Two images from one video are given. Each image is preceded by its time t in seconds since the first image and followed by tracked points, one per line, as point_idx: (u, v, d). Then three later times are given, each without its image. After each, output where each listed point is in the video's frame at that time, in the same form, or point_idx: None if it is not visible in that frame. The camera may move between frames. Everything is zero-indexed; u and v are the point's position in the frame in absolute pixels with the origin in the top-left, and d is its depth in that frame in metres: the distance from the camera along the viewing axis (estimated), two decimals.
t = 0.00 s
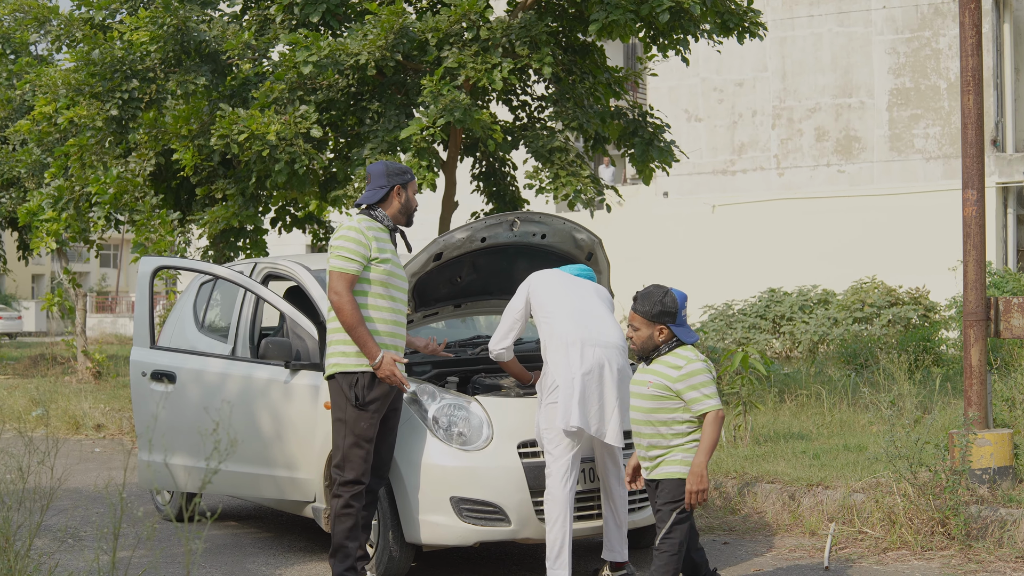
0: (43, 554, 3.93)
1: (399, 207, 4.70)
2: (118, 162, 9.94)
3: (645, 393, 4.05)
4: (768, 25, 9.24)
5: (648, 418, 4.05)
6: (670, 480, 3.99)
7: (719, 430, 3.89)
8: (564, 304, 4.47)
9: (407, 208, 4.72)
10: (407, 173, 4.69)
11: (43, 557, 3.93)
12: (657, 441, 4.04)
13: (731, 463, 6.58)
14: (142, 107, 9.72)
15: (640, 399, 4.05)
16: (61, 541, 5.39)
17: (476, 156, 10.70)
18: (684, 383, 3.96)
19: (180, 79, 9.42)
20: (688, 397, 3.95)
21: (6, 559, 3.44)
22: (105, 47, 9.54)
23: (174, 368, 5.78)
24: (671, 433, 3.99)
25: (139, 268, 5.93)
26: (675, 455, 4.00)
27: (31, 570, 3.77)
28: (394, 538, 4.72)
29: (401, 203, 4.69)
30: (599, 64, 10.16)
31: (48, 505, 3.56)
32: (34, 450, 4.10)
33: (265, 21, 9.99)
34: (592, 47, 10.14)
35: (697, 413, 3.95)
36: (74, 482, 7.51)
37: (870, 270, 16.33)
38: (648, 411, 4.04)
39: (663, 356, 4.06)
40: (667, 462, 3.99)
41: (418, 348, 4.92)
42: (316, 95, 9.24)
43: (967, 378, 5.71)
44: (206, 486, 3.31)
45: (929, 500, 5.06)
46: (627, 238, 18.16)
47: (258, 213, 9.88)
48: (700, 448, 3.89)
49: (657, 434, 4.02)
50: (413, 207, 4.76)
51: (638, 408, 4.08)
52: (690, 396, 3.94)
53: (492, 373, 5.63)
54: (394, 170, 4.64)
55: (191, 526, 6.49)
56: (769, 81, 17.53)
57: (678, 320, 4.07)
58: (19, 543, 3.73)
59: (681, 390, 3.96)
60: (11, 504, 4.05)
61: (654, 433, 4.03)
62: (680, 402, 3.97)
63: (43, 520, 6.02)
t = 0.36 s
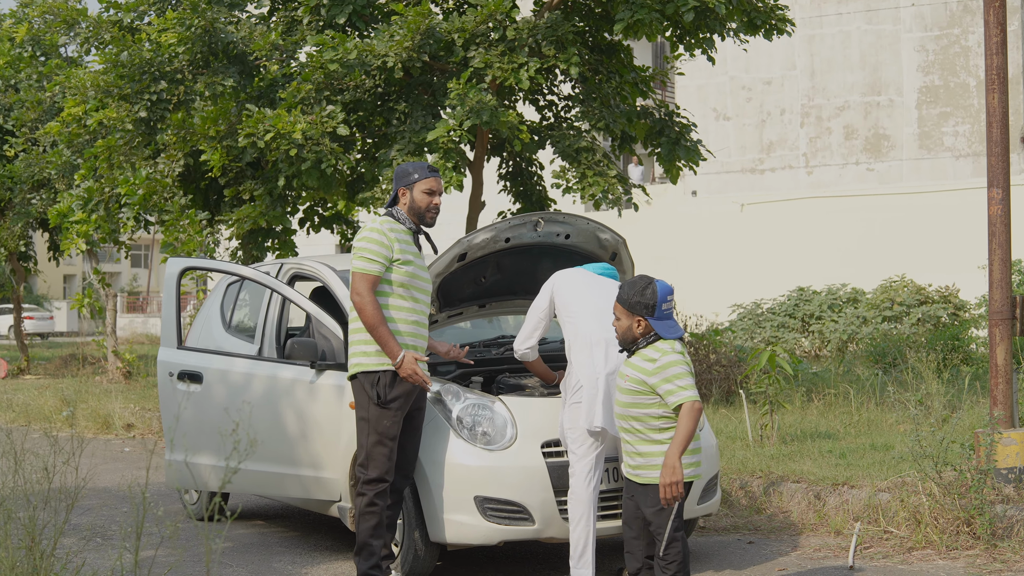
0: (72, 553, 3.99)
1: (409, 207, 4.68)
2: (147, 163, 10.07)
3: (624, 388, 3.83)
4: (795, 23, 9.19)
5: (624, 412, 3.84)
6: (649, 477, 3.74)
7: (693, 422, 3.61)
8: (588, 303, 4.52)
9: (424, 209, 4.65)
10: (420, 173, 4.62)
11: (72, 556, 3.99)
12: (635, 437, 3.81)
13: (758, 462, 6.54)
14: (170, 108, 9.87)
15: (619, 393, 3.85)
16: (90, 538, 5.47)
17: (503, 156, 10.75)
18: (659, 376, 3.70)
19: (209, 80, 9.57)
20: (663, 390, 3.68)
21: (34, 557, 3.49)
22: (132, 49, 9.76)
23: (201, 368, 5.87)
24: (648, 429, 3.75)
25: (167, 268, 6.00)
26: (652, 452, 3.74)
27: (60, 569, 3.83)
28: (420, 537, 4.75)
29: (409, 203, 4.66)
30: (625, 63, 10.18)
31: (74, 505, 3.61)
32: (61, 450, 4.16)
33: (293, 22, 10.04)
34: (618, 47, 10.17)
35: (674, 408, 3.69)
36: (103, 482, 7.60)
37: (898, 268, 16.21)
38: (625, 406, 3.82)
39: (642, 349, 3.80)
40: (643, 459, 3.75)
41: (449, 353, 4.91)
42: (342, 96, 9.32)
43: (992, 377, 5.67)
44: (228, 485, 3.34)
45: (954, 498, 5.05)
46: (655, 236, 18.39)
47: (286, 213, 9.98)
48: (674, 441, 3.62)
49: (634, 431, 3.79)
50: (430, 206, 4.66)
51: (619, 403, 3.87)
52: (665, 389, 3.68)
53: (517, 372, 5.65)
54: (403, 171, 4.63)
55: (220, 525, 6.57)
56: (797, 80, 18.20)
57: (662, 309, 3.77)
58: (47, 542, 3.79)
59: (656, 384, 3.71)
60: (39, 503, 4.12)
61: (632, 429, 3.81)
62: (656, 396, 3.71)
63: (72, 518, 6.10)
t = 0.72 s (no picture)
0: (98, 549, 4.07)
1: (429, 209, 4.62)
2: (177, 164, 10.18)
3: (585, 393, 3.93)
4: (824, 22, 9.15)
5: (581, 416, 3.93)
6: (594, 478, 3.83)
7: (630, 427, 3.65)
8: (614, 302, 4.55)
9: (438, 212, 4.59)
10: (435, 177, 4.54)
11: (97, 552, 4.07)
12: (587, 441, 3.89)
13: (784, 462, 6.52)
14: (200, 110, 9.98)
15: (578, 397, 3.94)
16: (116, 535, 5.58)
17: (531, 156, 10.78)
18: (610, 382, 3.76)
19: (237, 81, 9.57)
20: (612, 395, 3.74)
21: (59, 553, 3.58)
22: (163, 51, 9.88)
23: (228, 367, 5.95)
24: (598, 433, 3.83)
25: (196, 268, 6.10)
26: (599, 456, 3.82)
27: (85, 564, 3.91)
28: (444, 533, 4.77)
29: (427, 205, 4.61)
30: (653, 64, 10.18)
31: (98, 502, 3.69)
32: (86, 448, 4.25)
33: (322, 24, 10.12)
34: (646, 47, 10.16)
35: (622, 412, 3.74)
36: (132, 479, 7.71)
37: (929, 268, 16.02)
38: (583, 410, 3.91)
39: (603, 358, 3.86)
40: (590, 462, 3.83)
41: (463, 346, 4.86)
42: (371, 97, 9.37)
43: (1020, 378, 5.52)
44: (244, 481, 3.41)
45: (979, 498, 5.05)
46: (684, 236, 18.33)
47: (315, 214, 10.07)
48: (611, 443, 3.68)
49: (587, 434, 3.88)
50: (445, 210, 4.58)
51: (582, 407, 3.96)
52: (612, 394, 3.73)
53: (542, 371, 5.58)
54: (420, 174, 4.57)
55: (247, 521, 6.64)
56: (827, 79, 18.45)
57: (624, 319, 3.80)
58: (73, 538, 3.88)
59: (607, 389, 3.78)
60: (65, 500, 4.21)
61: (586, 433, 3.89)
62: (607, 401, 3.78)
63: (102, 515, 6.19)
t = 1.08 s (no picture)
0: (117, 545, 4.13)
1: (420, 209, 4.51)
2: (200, 163, 10.26)
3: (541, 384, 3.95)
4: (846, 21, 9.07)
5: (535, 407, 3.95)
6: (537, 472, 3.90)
7: (557, 427, 3.66)
8: (633, 301, 4.54)
9: (429, 212, 4.46)
10: (427, 176, 4.43)
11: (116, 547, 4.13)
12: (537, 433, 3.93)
13: (804, 461, 6.50)
14: (223, 110, 10.07)
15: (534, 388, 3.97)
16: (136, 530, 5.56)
17: (552, 156, 10.79)
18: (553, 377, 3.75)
19: (260, 82, 9.78)
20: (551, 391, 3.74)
21: (77, 549, 3.63)
22: (186, 51, 10.02)
23: (249, 366, 5.97)
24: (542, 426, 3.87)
25: (216, 268, 6.09)
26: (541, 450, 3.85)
27: (104, 560, 3.97)
28: (463, 532, 4.76)
29: (419, 205, 4.50)
30: (675, 63, 10.17)
31: (115, 499, 3.74)
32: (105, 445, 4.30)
33: (343, 23, 10.15)
34: (668, 47, 10.16)
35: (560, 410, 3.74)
36: (153, 476, 7.77)
37: (953, 266, 15.93)
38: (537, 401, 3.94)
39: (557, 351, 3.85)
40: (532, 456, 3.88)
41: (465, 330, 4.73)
42: (392, 97, 9.43)
43: None
44: (259, 476, 3.42)
45: (1000, 498, 5.04)
46: (705, 238, 18.23)
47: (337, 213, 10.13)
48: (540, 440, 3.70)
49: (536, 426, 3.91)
50: (437, 211, 4.46)
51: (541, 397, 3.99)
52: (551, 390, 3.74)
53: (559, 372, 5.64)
54: (412, 173, 4.46)
55: (267, 518, 6.68)
56: (851, 78, 18.52)
57: (580, 314, 3.76)
58: (92, 533, 3.93)
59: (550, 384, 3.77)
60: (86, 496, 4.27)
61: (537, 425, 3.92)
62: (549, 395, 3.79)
63: (122, 512, 6.24)
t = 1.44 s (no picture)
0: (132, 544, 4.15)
1: (389, 211, 4.52)
2: (216, 162, 10.32)
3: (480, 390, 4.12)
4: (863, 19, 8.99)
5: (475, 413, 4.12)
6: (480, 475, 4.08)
7: (484, 443, 3.84)
8: (649, 301, 4.55)
9: (397, 214, 4.48)
10: (395, 178, 4.43)
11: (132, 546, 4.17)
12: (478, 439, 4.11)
13: (819, 461, 6.49)
14: (238, 109, 10.13)
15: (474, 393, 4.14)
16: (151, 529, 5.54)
17: (568, 154, 10.80)
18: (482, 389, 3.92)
19: (276, 80, 9.77)
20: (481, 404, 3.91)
21: (92, 547, 3.67)
22: (202, 50, 10.08)
23: (265, 364, 6.01)
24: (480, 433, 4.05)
25: (232, 266, 6.11)
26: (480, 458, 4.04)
27: (120, 559, 4.00)
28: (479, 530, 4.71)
29: (388, 207, 4.51)
30: (692, 61, 10.15)
31: (130, 499, 3.77)
32: (120, 443, 4.33)
33: (359, 22, 10.19)
34: (684, 45, 10.14)
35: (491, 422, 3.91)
36: (169, 474, 7.81)
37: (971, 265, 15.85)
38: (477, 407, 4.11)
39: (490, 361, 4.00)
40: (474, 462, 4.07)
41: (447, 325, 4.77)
42: (408, 96, 9.45)
43: None
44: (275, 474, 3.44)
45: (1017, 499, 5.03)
46: (722, 234, 18.30)
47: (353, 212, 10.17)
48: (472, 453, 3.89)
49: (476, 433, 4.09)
50: (404, 213, 4.47)
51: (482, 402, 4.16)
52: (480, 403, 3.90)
53: (575, 369, 5.61)
54: (381, 175, 4.48)
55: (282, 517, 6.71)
56: (868, 76, 19.03)
57: (513, 326, 3.88)
58: (106, 532, 3.97)
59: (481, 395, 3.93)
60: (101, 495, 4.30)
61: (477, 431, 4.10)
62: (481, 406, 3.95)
63: (139, 510, 6.28)
